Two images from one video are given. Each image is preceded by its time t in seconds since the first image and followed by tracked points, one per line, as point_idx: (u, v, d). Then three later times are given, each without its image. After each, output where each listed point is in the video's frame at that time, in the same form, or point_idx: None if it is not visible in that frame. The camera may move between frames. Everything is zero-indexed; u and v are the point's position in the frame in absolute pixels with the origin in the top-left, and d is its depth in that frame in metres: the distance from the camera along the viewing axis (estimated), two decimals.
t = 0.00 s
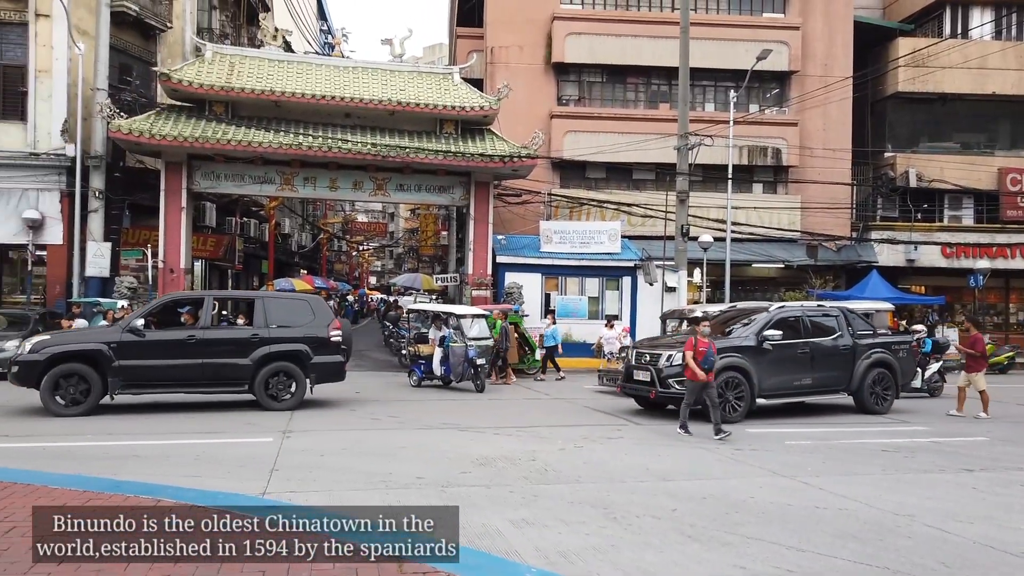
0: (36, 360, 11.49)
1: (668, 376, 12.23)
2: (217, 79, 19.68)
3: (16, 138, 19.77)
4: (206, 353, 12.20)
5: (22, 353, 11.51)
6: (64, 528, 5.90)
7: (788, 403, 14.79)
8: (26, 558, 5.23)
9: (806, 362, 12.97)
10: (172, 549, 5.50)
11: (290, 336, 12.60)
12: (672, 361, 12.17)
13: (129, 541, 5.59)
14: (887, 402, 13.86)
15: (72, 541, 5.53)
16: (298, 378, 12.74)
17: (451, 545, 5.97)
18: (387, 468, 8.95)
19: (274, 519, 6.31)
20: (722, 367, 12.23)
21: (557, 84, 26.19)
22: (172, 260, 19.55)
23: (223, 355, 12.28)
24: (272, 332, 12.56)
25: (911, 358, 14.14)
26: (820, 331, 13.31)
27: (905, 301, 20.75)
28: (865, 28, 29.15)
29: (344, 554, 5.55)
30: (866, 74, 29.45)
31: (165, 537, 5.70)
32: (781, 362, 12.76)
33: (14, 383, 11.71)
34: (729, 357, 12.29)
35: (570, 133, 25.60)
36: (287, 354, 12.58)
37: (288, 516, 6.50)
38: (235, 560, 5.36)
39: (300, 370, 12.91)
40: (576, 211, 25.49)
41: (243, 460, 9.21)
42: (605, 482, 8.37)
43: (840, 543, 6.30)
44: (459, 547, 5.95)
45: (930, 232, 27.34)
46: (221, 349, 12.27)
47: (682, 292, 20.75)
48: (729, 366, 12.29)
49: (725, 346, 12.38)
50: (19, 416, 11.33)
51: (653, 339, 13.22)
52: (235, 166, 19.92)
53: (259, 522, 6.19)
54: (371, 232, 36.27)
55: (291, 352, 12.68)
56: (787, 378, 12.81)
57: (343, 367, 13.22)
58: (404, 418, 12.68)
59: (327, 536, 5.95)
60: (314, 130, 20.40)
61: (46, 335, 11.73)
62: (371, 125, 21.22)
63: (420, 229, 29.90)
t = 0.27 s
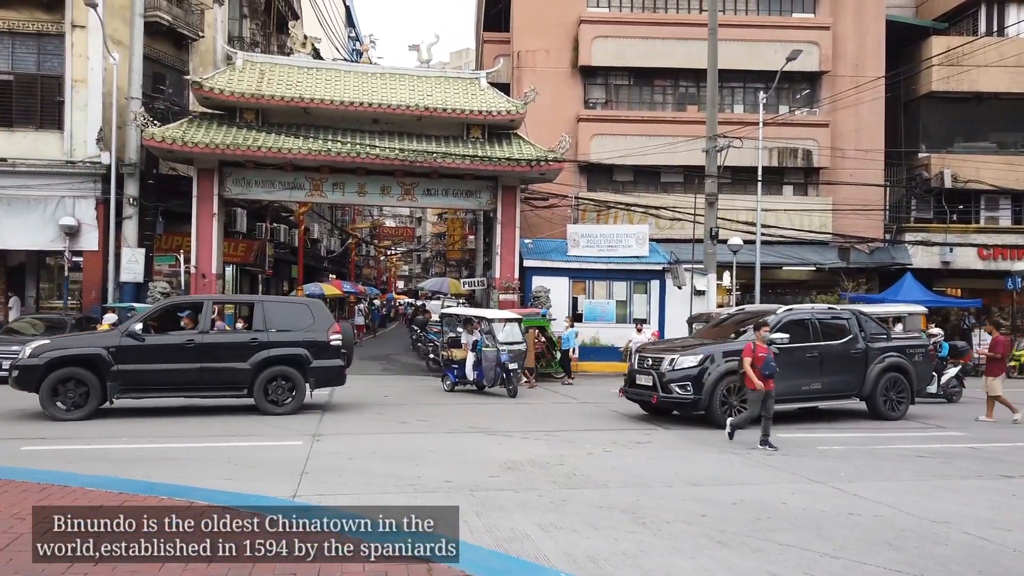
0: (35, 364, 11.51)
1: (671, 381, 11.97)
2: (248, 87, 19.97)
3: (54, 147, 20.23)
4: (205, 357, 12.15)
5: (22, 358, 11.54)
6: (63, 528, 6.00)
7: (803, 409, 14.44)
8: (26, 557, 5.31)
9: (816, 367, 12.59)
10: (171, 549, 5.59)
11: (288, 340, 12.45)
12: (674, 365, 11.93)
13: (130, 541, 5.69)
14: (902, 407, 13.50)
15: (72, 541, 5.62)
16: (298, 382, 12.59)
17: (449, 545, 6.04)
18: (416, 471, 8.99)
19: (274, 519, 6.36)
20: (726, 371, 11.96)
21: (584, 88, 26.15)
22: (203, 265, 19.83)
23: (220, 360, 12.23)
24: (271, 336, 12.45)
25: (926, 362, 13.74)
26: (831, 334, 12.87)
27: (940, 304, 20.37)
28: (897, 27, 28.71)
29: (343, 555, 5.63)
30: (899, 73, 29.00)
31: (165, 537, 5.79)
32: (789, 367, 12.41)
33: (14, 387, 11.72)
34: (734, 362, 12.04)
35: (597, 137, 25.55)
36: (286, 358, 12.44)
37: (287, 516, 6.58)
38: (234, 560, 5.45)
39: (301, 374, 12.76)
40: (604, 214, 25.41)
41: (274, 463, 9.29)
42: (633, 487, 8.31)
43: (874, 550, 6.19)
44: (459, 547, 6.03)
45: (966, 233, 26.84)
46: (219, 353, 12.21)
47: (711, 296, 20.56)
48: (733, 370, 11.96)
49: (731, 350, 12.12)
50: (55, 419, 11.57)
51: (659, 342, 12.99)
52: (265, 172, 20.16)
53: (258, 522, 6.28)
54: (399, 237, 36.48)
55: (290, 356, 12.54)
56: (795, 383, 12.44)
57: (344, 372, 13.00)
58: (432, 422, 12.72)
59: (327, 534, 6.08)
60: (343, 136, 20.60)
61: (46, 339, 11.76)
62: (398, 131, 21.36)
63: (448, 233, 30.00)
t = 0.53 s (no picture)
0: (30, 367, 11.59)
1: (669, 386, 11.74)
2: (276, 94, 20.18)
3: (87, 155, 20.64)
4: (199, 360, 12.15)
5: (17, 361, 11.61)
6: (63, 528, 6.09)
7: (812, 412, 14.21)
8: (26, 557, 5.38)
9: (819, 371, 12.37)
10: (171, 549, 5.67)
11: (283, 344, 12.45)
12: (672, 369, 11.69)
13: (130, 541, 5.76)
14: (911, 413, 13.16)
15: (72, 541, 5.70)
16: (294, 386, 12.56)
17: (448, 545, 6.10)
18: (442, 475, 9.00)
19: (274, 519, 6.42)
20: (727, 374, 11.72)
21: (609, 91, 26.09)
22: (232, 269, 20.05)
23: (215, 364, 12.22)
24: (266, 340, 12.45)
25: (938, 368, 13.46)
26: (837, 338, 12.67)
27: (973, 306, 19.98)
28: (928, 25, 28.28)
29: (343, 554, 5.70)
30: (929, 72, 28.57)
31: (165, 537, 5.87)
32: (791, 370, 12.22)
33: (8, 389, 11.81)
34: (737, 365, 11.81)
35: (622, 139, 25.46)
36: (281, 361, 12.43)
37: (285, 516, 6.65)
38: (234, 560, 5.53)
39: (296, 378, 12.73)
40: (629, 217, 25.31)
41: (301, 466, 9.36)
42: (659, 492, 8.24)
43: (908, 557, 6.07)
44: (460, 547, 6.09)
45: (1000, 234, 26.35)
46: (213, 356, 12.21)
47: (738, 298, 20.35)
48: (732, 374, 11.72)
49: (732, 353, 11.88)
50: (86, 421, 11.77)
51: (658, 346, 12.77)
52: (292, 177, 20.36)
53: (258, 521, 6.36)
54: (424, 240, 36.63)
55: (285, 360, 12.53)
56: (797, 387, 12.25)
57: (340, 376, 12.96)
58: (458, 425, 12.73)
59: (327, 532, 6.19)
60: (369, 140, 20.74)
61: (41, 343, 11.83)
62: (423, 135, 21.46)
63: (473, 236, 30.08)
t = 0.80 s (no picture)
0: (17, 371, 11.56)
1: (661, 390, 11.41)
2: (301, 101, 20.36)
3: (117, 162, 21.00)
4: (187, 364, 12.08)
5: (5, 365, 11.60)
6: (64, 528, 6.21)
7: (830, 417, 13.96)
8: (27, 557, 5.47)
9: (819, 376, 12.03)
10: (171, 549, 5.76)
11: (272, 348, 12.34)
12: (665, 373, 11.37)
13: (130, 541, 5.86)
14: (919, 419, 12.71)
15: (72, 542, 5.79)
16: (283, 391, 12.44)
17: (449, 544, 6.17)
18: (465, 479, 8.99)
19: (274, 519, 6.51)
20: (722, 378, 11.37)
21: (632, 94, 25.99)
22: (258, 274, 20.25)
23: (203, 368, 12.14)
24: (255, 343, 12.35)
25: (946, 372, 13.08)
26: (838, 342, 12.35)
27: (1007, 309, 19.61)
28: (958, 24, 27.84)
29: (344, 554, 5.78)
30: (960, 72, 28.12)
31: (166, 538, 5.97)
32: (790, 375, 11.86)
33: None
34: (734, 369, 11.46)
35: (646, 142, 25.35)
36: (269, 366, 12.31)
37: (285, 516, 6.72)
38: (234, 559, 5.62)
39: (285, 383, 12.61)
40: (653, 220, 25.18)
41: (326, 469, 9.41)
42: (686, 497, 8.16)
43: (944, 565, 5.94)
44: (460, 546, 6.15)
45: None
46: (201, 361, 12.13)
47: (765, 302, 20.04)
48: (727, 377, 11.37)
49: (727, 357, 11.55)
50: (115, 424, 11.95)
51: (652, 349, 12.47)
52: (317, 183, 20.52)
53: (259, 522, 6.46)
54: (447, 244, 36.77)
55: (274, 364, 12.41)
56: (797, 392, 11.89)
57: (330, 381, 12.82)
58: (482, 429, 12.73)
59: (326, 531, 6.29)
60: (393, 146, 20.83)
61: (30, 347, 11.81)
62: (446, 140, 21.52)
63: (496, 241, 30.12)
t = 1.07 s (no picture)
0: None
1: (647, 396, 11.23)
2: (323, 107, 20.53)
3: (143, 169, 21.30)
4: (170, 368, 12.07)
5: None
6: (64, 528, 6.33)
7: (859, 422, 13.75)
8: (28, 557, 5.57)
9: (814, 381, 11.70)
10: (171, 549, 5.86)
11: (254, 352, 12.29)
12: (650, 378, 11.16)
13: (129, 541, 5.96)
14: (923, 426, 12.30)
15: (72, 542, 5.88)
16: (266, 395, 12.40)
17: (449, 545, 6.24)
18: (486, 483, 8.99)
19: (273, 517, 6.63)
20: (707, 383, 11.15)
21: (653, 97, 25.89)
22: (282, 279, 20.42)
23: (185, 372, 12.12)
24: (238, 348, 12.32)
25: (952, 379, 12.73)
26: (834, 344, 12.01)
27: None
28: (986, 22, 27.42)
29: (343, 554, 5.87)
30: (988, 70, 27.69)
31: (166, 538, 6.07)
32: (782, 380, 11.55)
33: None
34: (723, 374, 11.20)
35: (667, 144, 25.25)
36: (252, 370, 12.26)
37: (285, 516, 6.84)
38: (234, 559, 5.72)
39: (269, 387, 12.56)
40: (675, 223, 25.04)
41: (347, 473, 9.44)
42: (711, 502, 8.08)
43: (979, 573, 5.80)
44: (459, 547, 6.22)
45: None
46: (184, 365, 12.12)
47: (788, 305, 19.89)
48: (713, 382, 11.17)
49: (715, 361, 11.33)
50: (142, 428, 12.10)
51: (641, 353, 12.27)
52: (340, 189, 20.66)
53: (258, 522, 6.59)
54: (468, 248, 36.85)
55: (257, 368, 12.37)
56: (791, 397, 11.58)
57: (315, 385, 12.77)
58: (504, 433, 12.72)
59: (321, 531, 6.40)
60: (414, 151, 20.92)
61: (12, 351, 11.84)
62: (467, 145, 21.58)
63: (517, 244, 30.11)
